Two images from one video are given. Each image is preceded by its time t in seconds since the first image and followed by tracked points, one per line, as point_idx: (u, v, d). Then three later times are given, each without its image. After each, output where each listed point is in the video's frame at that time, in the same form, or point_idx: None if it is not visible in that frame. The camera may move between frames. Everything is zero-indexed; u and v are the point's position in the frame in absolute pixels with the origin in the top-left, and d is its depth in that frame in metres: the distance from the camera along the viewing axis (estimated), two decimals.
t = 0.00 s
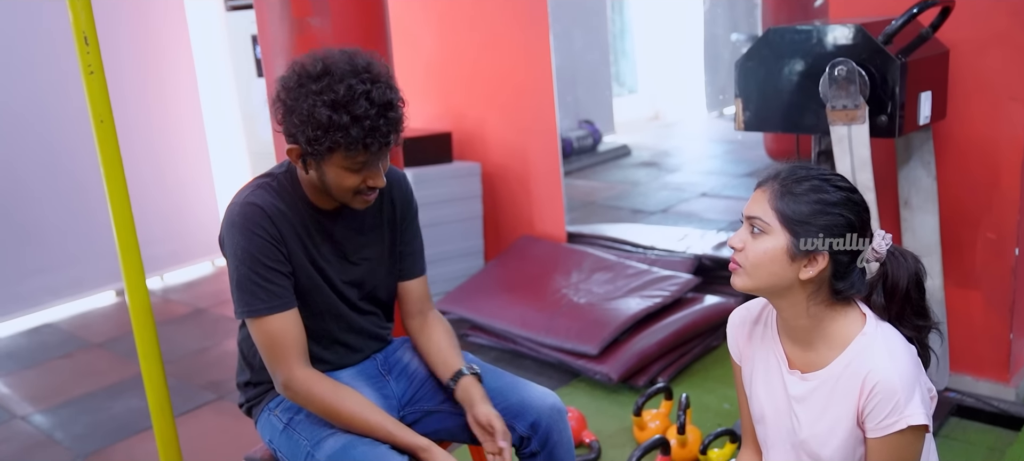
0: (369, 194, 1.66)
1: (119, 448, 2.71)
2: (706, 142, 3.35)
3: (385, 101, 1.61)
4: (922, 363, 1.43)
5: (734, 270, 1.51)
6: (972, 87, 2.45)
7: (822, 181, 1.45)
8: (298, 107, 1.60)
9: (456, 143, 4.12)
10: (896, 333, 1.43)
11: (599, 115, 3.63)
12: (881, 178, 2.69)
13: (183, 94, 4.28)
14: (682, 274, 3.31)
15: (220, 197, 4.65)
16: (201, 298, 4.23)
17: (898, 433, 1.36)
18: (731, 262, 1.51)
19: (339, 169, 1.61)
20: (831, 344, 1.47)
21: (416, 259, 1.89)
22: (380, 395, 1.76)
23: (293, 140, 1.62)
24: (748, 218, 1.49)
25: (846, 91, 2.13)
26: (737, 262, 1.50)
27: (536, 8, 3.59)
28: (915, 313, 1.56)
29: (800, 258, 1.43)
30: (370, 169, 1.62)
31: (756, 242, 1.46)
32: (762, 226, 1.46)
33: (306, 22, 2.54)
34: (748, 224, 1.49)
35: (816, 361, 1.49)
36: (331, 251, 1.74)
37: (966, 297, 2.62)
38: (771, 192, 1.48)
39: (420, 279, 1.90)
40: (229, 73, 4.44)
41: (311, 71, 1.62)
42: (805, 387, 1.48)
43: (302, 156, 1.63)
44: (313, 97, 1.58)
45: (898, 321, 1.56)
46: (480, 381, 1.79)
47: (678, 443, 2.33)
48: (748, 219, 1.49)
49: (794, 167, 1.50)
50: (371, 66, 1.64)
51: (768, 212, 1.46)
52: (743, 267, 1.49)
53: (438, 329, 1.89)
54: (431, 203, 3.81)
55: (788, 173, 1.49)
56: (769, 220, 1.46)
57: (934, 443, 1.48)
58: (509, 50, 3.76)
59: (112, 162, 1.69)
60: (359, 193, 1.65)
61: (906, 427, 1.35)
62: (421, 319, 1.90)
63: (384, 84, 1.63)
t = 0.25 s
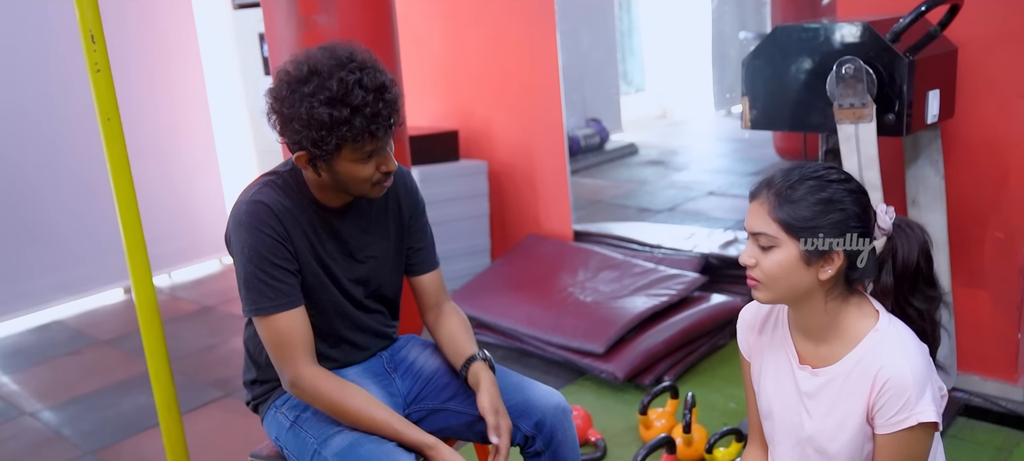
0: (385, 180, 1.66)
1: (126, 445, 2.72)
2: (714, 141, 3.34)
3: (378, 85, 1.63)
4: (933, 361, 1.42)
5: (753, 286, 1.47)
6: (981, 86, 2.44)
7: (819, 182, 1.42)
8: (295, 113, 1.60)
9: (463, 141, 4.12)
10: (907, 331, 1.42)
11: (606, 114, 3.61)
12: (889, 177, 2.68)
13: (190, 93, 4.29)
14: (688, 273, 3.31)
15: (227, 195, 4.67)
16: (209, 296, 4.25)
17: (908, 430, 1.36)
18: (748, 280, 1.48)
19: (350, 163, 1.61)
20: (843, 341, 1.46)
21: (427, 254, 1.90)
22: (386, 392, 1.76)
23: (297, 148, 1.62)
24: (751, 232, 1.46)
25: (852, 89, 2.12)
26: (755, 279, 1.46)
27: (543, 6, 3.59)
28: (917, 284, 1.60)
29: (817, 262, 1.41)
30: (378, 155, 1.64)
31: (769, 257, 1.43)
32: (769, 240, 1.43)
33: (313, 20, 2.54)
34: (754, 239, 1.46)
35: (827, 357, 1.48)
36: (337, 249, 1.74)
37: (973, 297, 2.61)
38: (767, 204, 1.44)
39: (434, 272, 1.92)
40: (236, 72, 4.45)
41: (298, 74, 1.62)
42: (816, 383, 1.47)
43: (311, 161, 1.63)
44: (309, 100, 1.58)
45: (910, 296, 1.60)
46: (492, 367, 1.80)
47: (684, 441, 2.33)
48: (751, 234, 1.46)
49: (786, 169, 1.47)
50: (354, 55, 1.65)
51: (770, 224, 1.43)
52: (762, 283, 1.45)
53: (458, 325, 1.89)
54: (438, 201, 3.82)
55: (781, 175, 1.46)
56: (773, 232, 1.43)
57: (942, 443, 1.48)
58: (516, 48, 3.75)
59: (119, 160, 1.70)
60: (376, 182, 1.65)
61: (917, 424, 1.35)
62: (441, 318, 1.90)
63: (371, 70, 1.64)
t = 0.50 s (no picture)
0: (381, 174, 1.67)
1: (127, 440, 2.72)
2: (717, 138, 3.34)
3: (384, 74, 1.63)
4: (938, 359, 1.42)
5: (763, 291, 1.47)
6: (984, 84, 2.43)
7: (819, 180, 1.41)
8: (297, 95, 1.59)
9: (465, 138, 4.12)
10: (914, 328, 1.42)
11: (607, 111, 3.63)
12: (890, 175, 2.67)
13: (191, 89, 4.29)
14: (689, 270, 3.30)
15: (229, 191, 4.67)
16: (210, 292, 4.25)
17: (914, 428, 1.36)
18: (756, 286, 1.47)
19: (348, 152, 1.62)
20: (848, 338, 1.45)
21: (426, 248, 1.91)
22: (386, 388, 1.76)
23: (297, 132, 1.62)
24: (755, 238, 1.45)
25: (855, 86, 2.11)
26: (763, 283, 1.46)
27: (545, 3, 3.58)
28: (920, 275, 1.52)
29: (825, 258, 1.40)
30: (378, 145, 1.64)
31: (776, 261, 1.42)
32: (773, 243, 1.42)
33: (318, 16, 2.53)
34: (758, 244, 1.45)
35: (832, 354, 1.47)
36: (336, 244, 1.74)
37: (975, 296, 2.60)
38: (767, 207, 1.43)
39: (428, 268, 1.93)
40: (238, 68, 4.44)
41: (306, 57, 1.62)
42: (819, 379, 1.46)
43: (310, 147, 1.62)
44: (314, 81, 1.58)
45: (910, 283, 1.52)
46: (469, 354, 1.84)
47: (684, 439, 2.33)
48: (755, 240, 1.45)
49: (784, 170, 1.46)
50: (362, 46, 1.65)
51: (773, 228, 1.42)
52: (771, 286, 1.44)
53: (442, 311, 1.92)
54: (440, 198, 3.82)
55: (779, 175, 1.45)
56: (776, 236, 1.42)
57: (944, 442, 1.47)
58: (517, 45, 3.75)
59: (120, 155, 1.69)
60: (372, 176, 1.65)
61: (923, 421, 1.35)
62: (426, 301, 1.94)
63: (379, 61, 1.65)
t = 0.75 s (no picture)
0: (388, 168, 1.66)
1: (132, 436, 2.73)
2: (721, 135, 3.34)
3: (387, 69, 1.64)
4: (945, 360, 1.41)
5: (768, 280, 1.46)
6: (988, 82, 2.42)
7: (828, 170, 1.42)
8: (303, 93, 1.60)
9: (469, 135, 4.12)
10: (920, 328, 1.41)
11: (614, 107, 3.59)
12: (895, 173, 2.67)
13: (197, 82, 4.30)
14: (693, 267, 3.30)
15: (234, 187, 4.68)
16: (215, 288, 4.26)
17: (919, 428, 1.35)
18: (762, 272, 1.46)
19: (355, 146, 1.62)
20: (852, 337, 1.45)
21: (427, 246, 1.90)
22: (387, 385, 1.76)
23: (303, 130, 1.62)
24: (765, 223, 1.45)
25: (859, 83, 2.10)
26: (769, 271, 1.45)
27: None
28: (929, 282, 1.54)
29: (833, 248, 1.40)
30: (384, 139, 1.64)
31: (785, 246, 1.42)
32: (784, 228, 1.42)
33: (328, 11, 2.53)
34: (767, 230, 1.45)
35: (836, 353, 1.46)
36: (339, 240, 1.74)
37: (980, 294, 2.60)
38: (782, 193, 1.44)
39: (429, 266, 1.92)
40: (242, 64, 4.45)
41: (308, 55, 1.62)
42: (824, 378, 1.46)
43: (317, 144, 1.63)
44: (318, 78, 1.59)
45: (921, 289, 1.53)
46: (472, 366, 1.80)
47: (686, 436, 2.34)
48: (765, 225, 1.45)
49: (800, 161, 1.47)
50: (364, 41, 1.66)
51: (787, 213, 1.42)
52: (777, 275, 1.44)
53: (441, 311, 1.92)
54: (443, 194, 3.82)
55: (791, 167, 1.46)
56: (789, 222, 1.42)
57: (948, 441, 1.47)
58: (522, 41, 3.75)
59: (124, 151, 1.69)
60: (378, 170, 1.65)
61: (928, 422, 1.34)
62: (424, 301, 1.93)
63: (382, 56, 1.65)
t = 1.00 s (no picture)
0: (393, 163, 1.66)
1: (139, 433, 2.74)
2: (728, 134, 3.34)
3: (396, 62, 1.65)
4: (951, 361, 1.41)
5: (771, 264, 1.46)
6: (996, 79, 2.41)
7: (868, 170, 1.41)
8: (312, 82, 1.61)
9: (475, 133, 4.12)
10: (927, 330, 1.40)
11: (618, 105, 3.61)
12: (902, 171, 2.66)
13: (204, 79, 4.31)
14: (699, 266, 3.30)
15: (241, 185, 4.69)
16: (221, 285, 4.27)
17: (926, 430, 1.34)
18: (767, 255, 1.46)
19: (361, 138, 1.62)
20: (858, 339, 1.44)
21: (434, 245, 1.91)
22: (392, 384, 1.77)
23: (311, 121, 1.63)
24: (784, 207, 1.45)
25: (866, 82, 2.10)
26: (775, 254, 1.45)
27: None
28: (942, 308, 1.50)
29: (840, 244, 1.40)
30: (392, 133, 1.65)
31: (795, 231, 1.42)
32: (800, 215, 1.42)
33: (338, 9, 2.54)
34: (784, 213, 1.45)
35: (841, 355, 1.46)
36: (346, 239, 1.74)
37: (987, 292, 2.59)
38: (808, 181, 1.44)
39: (435, 265, 1.92)
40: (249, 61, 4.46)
41: (320, 45, 1.63)
42: (830, 381, 1.45)
43: (323, 136, 1.62)
44: (328, 68, 1.60)
45: (934, 314, 1.50)
46: (475, 369, 1.81)
47: (691, 435, 2.33)
48: (783, 208, 1.45)
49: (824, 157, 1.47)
50: (374, 36, 1.67)
51: (806, 200, 1.43)
52: (782, 259, 1.44)
53: (446, 313, 1.92)
54: (449, 192, 3.82)
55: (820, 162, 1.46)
56: (807, 209, 1.42)
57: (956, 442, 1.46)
58: (527, 39, 3.74)
59: (131, 149, 1.70)
60: (384, 164, 1.65)
61: (934, 424, 1.33)
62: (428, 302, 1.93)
63: (392, 50, 1.67)
